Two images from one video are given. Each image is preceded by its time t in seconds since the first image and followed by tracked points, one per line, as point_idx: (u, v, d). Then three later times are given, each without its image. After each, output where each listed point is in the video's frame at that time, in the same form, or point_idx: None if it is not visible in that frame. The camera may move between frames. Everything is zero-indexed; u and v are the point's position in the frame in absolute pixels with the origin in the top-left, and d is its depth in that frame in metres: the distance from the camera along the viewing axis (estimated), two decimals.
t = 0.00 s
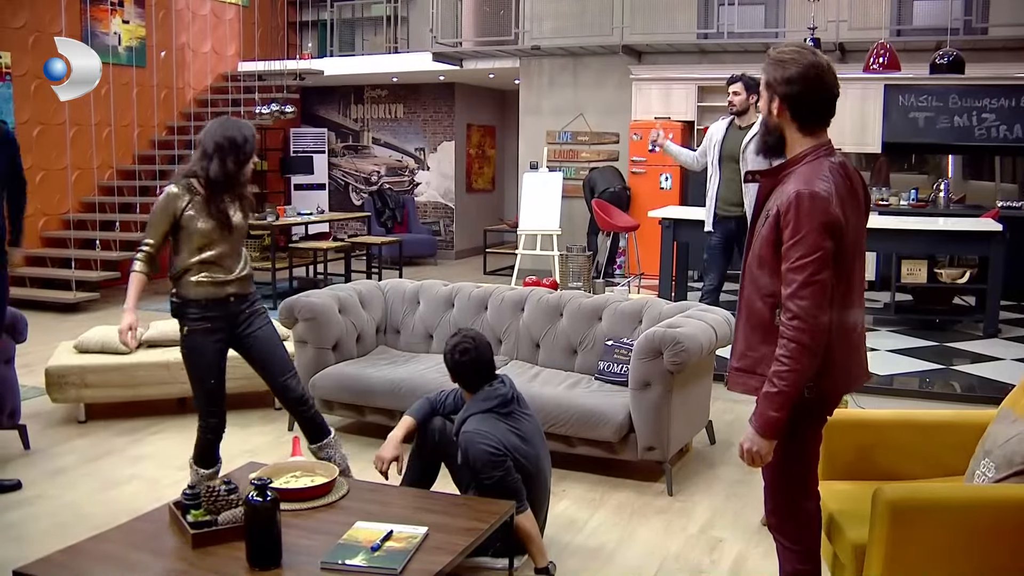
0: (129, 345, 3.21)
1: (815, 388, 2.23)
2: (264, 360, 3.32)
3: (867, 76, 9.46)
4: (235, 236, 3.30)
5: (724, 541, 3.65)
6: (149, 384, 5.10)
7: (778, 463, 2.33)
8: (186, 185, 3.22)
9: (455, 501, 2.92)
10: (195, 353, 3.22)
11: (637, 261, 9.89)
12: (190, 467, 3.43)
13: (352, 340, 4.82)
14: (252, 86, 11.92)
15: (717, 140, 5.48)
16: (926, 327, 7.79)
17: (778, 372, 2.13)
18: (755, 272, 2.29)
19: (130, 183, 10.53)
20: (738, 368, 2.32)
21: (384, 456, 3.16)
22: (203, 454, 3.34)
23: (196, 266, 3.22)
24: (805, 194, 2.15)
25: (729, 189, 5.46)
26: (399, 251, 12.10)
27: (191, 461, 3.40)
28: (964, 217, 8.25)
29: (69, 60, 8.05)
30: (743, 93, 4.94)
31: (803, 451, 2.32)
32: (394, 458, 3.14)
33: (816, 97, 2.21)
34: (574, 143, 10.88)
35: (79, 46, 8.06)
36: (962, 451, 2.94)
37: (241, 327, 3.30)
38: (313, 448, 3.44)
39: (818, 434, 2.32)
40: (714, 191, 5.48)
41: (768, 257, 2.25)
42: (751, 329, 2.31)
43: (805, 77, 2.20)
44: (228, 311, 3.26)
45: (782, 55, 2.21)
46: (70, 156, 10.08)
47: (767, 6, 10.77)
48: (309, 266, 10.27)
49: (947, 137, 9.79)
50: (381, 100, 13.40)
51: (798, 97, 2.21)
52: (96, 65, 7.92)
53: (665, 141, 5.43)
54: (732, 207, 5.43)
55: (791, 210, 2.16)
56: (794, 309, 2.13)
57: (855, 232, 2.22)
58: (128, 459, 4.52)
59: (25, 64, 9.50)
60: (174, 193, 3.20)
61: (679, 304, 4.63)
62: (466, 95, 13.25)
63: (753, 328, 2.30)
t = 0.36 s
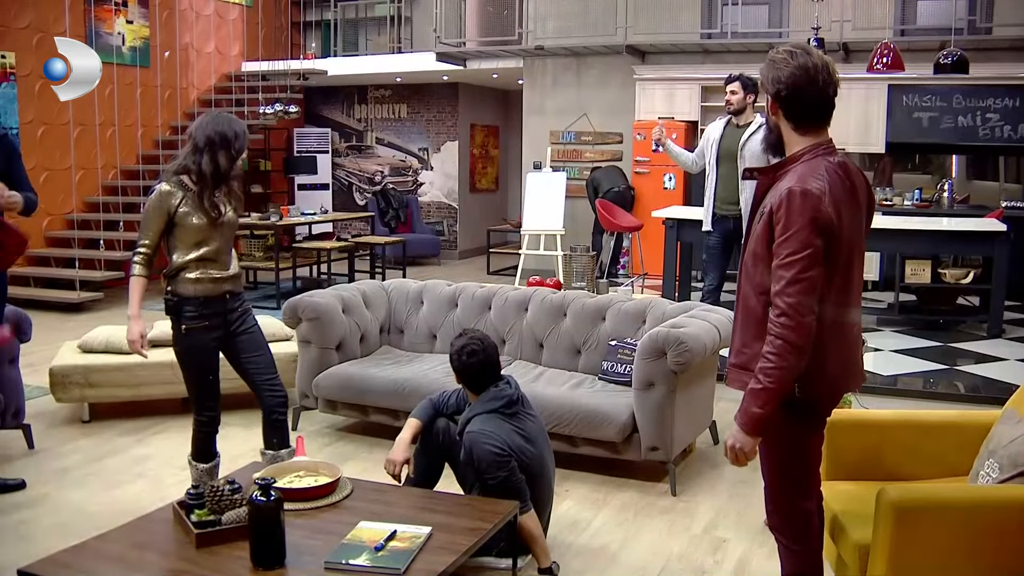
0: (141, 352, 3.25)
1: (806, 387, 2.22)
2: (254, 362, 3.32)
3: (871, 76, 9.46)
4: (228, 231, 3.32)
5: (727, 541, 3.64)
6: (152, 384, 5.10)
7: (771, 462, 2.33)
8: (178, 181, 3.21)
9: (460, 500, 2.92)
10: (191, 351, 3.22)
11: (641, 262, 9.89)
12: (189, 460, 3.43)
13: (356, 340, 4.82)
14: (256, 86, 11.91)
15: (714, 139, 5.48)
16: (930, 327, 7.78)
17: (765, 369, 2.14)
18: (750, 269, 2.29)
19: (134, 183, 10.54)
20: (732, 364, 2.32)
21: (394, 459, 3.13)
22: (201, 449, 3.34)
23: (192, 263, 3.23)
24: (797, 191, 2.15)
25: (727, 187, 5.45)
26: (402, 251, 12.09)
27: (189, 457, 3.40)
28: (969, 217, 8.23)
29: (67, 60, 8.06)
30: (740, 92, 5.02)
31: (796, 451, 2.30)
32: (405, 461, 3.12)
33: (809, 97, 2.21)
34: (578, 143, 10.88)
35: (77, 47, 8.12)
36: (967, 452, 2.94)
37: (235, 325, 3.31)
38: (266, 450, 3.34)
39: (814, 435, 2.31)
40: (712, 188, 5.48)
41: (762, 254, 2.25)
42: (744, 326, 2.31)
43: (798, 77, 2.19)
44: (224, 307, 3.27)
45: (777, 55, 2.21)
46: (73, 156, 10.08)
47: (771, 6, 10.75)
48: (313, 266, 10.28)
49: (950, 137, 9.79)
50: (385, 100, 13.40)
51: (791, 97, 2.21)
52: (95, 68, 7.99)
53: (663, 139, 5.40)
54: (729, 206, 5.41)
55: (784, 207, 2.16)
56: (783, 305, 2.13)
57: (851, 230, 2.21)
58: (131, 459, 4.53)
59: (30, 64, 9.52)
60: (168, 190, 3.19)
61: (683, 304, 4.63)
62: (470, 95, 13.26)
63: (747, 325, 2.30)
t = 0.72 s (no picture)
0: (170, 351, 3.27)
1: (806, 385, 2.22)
2: (253, 365, 3.32)
3: (874, 76, 9.45)
4: (238, 232, 3.30)
5: (730, 541, 3.64)
6: (155, 384, 5.11)
7: (773, 461, 2.33)
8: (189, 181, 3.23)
9: (462, 500, 2.92)
10: (194, 352, 3.23)
11: (644, 262, 9.90)
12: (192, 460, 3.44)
13: (358, 340, 4.82)
14: (259, 86, 11.91)
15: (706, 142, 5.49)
16: (933, 327, 7.77)
17: (764, 366, 2.14)
18: (750, 268, 2.29)
19: (137, 183, 10.55)
20: (734, 363, 2.32)
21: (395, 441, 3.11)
22: (203, 447, 3.34)
23: (200, 262, 3.23)
24: (796, 190, 2.15)
25: (721, 185, 5.43)
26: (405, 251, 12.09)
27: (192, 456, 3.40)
28: (972, 217, 8.22)
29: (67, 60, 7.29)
30: (730, 96, 5.09)
31: (797, 450, 2.30)
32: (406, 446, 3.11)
33: (809, 97, 2.21)
34: (580, 143, 10.89)
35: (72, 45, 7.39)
36: (970, 452, 2.94)
37: (238, 327, 3.30)
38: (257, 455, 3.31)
39: (816, 433, 2.30)
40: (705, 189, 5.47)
41: (762, 253, 2.25)
42: (745, 324, 2.31)
43: (797, 76, 2.19)
44: (228, 309, 3.27)
45: (777, 55, 2.22)
46: (76, 156, 10.09)
47: (773, 6, 10.73)
48: (316, 266, 10.28)
49: (953, 137, 9.79)
50: (388, 100, 13.41)
51: (791, 96, 2.21)
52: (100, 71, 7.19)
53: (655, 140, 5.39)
54: (724, 204, 5.41)
55: (782, 206, 2.16)
56: (781, 304, 2.13)
57: (851, 229, 2.21)
58: (134, 458, 4.53)
59: (33, 64, 9.54)
60: (179, 189, 3.20)
61: (685, 304, 4.63)
62: (473, 95, 13.26)
63: (748, 323, 2.30)
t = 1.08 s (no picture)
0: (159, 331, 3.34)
1: (815, 384, 2.22)
2: (256, 366, 3.31)
3: (877, 76, 9.45)
4: (250, 243, 3.27)
5: (733, 541, 3.64)
6: (157, 383, 5.11)
7: (780, 461, 2.33)
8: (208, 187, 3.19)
9: (464, 500, 2.93)
10: (196, 353, 3.24)
11: (646, 261, 9.90)
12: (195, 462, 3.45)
13: (360, 340, 4.82)
14: (261, 86, 11.91)
15: (698, 143, 5.44)
16: (936, 327, 7.77)
17: (774, 366, 2.14)
18: (754, 268, 2.29)
19: (139, 182, 10.56)
20: (740, 363, 2.31)
21: (395, 413, 3.14)
22: (205, 449, 3.35)
23: (204, 266, 3.22)
24: (800, 190, 2.15)
25: (712, 186, 5.41)
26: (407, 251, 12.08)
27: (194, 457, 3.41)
28: (974, 217, 8.22)
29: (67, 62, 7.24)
30: (719, 97, 5.08)
31: (804, 449, 2.30)
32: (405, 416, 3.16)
33: (810, 97, 2.20)
34: (583, 143, 10.88)
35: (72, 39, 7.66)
36: (971, 451, 2.93)
37: (239, 329, 3.30)
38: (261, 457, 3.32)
39: (823, 432, 2.30)
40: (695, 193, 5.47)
41: (767, 253, 2.25)
42: (751, 325, 2.31)
43: (799, 76, 2.19)
44: (229, 313, 3.27)
45: (778, 55, 2.22)
46: (79, 156, 10.11)
47: (776, 6, 10.72)
48: (319, 266, 10.28)
49: (955, 137, 9.78)
50: (390, 100, 13.41)
51: (793, 96, 2.21)
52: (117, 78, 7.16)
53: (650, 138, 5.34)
54: (715, 205, 5.42)
55: (786, 206, 2.16)
56: (789, 304, 2.13)
57: (854, 228, 2.21)
58: (135, 458, 4.53)
59: (36, 63, 9.55)
60: (196, 194, 3.18)
61: (687, 304, 4.63)
62: (476, 95, 13.26)
63: (754, 323, 2.29)
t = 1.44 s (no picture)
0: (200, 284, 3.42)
1: (820, 384, 2.21)
2: (281, 372, 3.29)
3: (880, 76, 9.44)
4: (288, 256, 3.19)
5: (736, 541, 3.64)
6: (160, 383, 5.11)
7: (786, 462, 2.32)
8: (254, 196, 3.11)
9: (467, 500, 2.92)
10: (215, 359, 3.25)
11: (649, 261, 9.89)
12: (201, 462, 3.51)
13: (364, 340, 4.82)
14: (265, 86, 11.91)
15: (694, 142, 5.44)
16: (939, 327, 7.75)
17: (779, 367, 2.13)
18: (759, 270, 2.29)
19: (142, 182, 10.57)
20: (745, 364, 2.31)
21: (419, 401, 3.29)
22: (216, 451, 3.42)
23: (235, 273, 3.18)
24: (804, 191, 2.15)
25: (706, 187, 5.40)
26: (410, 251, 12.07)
27: (201, 459, 3.47)
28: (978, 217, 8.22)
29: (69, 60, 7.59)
30: (717, 94, 5.08)
31: (809, 449, 2.30)
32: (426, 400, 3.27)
33: (813, 97, 2.20)
34: (586, 143, 10.88)
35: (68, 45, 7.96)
36: (976, 452, 2.93)
37: (265, 337, 3.28)
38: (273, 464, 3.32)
39: (828, 433, 2.30)
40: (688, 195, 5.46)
41: (772, 254, 2.25)
42: (756, 326, 2.30)
43: (803, 77, 2.19)
44: (258, 321, 3.24)
45: (781, 56, 2.21)
46: (82, 156, 10.11)
47: (779, 6, 10.71)
48: (322, 266, 10.28)
49: (959, 137, 9.77)
50: (393, 100, 13.41)
51: (797, 96, 2.21)
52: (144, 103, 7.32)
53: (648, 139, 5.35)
54: (710, 205, 5.41)
55: (791, 207, 2.16)
56: (794, 305, 2.13)
57: (859, 227, 2.21)
58: (139, 457, 4.54)
59: (39, 64, 9.57)
60: (238, 202, 3.11)
61: (690, 304, 4.63)
62: (479, 95, 13.26)
63: (759, 324, 2.29)
